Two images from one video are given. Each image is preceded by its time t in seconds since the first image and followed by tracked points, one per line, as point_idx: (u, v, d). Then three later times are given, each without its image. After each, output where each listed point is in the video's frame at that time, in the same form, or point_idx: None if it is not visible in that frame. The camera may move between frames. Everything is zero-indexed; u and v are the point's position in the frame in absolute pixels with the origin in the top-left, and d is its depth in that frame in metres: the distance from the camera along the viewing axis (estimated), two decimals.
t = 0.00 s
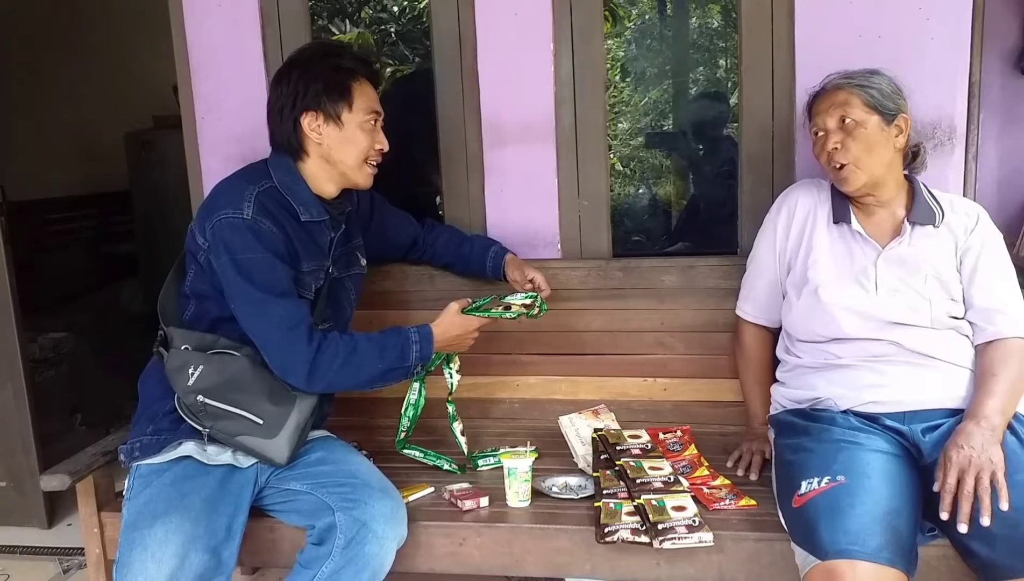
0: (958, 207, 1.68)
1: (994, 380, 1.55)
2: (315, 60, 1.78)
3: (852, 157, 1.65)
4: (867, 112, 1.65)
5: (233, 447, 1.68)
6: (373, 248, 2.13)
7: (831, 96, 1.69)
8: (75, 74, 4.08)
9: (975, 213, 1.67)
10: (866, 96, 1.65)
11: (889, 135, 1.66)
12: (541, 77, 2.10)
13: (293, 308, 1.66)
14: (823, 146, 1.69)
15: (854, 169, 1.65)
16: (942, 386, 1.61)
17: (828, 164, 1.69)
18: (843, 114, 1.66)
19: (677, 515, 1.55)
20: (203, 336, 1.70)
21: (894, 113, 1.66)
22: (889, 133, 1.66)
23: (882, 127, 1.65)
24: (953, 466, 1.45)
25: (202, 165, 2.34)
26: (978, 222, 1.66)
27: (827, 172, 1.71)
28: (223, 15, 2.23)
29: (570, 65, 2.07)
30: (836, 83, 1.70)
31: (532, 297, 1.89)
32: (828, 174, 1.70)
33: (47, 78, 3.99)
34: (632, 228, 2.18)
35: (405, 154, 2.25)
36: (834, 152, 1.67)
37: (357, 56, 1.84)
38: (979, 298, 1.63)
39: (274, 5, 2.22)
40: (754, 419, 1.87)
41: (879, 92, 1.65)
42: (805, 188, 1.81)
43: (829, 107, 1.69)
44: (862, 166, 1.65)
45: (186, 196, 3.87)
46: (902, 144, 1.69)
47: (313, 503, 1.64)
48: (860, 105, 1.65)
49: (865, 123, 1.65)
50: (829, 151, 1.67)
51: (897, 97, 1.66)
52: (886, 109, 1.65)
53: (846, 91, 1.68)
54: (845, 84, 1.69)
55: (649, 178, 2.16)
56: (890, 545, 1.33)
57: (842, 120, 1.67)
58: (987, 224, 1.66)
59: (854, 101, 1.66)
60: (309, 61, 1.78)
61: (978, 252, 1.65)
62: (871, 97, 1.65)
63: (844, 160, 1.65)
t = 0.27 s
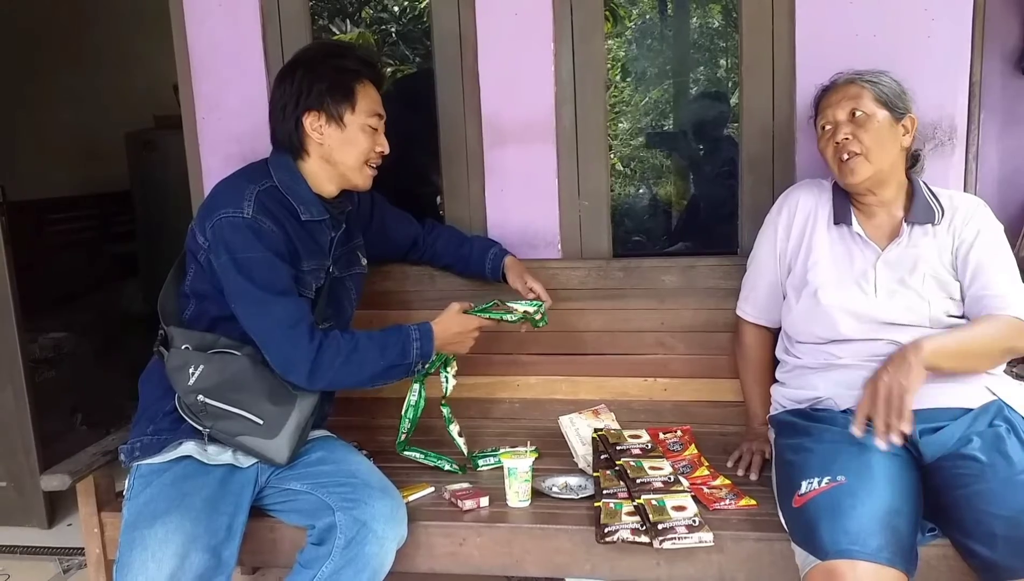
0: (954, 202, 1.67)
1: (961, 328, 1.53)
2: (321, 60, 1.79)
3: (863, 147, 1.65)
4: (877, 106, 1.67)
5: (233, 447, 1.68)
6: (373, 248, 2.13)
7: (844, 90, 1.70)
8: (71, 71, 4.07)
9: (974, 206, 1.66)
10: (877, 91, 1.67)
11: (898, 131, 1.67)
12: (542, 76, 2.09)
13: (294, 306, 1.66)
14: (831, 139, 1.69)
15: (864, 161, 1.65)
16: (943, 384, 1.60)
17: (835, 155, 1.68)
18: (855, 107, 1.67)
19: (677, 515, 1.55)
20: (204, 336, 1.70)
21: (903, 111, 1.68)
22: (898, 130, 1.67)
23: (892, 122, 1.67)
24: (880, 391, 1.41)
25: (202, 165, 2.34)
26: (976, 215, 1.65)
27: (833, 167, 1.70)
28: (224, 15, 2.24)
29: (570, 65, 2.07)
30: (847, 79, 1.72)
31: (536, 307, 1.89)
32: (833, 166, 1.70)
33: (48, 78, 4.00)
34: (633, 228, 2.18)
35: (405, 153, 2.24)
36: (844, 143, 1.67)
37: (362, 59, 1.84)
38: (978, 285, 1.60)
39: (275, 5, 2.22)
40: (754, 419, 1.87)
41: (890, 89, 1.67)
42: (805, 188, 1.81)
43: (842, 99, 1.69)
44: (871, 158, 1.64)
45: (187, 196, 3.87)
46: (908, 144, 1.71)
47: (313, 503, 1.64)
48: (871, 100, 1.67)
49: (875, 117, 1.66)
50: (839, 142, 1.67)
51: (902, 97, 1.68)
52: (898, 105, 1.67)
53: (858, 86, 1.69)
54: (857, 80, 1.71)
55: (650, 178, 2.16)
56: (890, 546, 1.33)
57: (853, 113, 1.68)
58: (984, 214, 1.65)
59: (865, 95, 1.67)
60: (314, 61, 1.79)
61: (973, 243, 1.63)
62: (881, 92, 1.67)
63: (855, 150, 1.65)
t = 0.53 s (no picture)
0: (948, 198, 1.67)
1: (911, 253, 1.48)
2: (356, 70, 1.78)
3: (864, 146, 1.64)
4: (880, 106, 1.66)
5: (233, 447, 1.68)
6: (373, 248, 2.13)
7: (847, 89, 1.70)
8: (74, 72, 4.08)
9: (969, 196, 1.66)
10: (880, 91, 1.67)
11: (899, 133, 1.66)
12: (543, 76, 2.09)
13: (309, 292, 1.67)
14: (833, 136, 1.69)
15: (865, 159, 1.65)
16: (942, 385, 1.60)
17: (837, 154, 1.68)
18: (858, 106, 1.67)
19: (678, 515, 1.55)
20: (206, 334, 1.70)
21: (906, 113, 1.67)
22: (901, 132, 1.66)
23: (896, 123, 1.66)
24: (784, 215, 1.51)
25: (203, 165, 2.34)
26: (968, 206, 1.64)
27: (834, 164, 1.70)
28: (225, 15, 2.24)
29: (571, 65, 2.07)
30: (851, 79, 1.72)
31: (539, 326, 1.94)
32: (835, 164, 1.70)
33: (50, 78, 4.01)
34: (633, 228, 2.18)
35: (404, 153, 2.24)
36: (845, 142, 1.67)
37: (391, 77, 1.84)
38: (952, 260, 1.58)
39: (276, 5, 2.22)
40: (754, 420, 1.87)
41: (893, 88, 1.67)
42: (804, 188, 1.81)
43: (844, 98, 1.69)
44: (872, 157, 1.64)
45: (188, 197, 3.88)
46: (909, 146, 1.69)
47: (313, 503, 1.64)
48: (875, 99, 1.67)
49: (877, 117, 1.65)
50: (840, 140, 1.67)
51: (906, 98, 1.68)
52: (899, 107, 1.66)
53: (862, 85, 1.69)
54: (861, 79, 1.70)
55: (651, 179, 2.16)
56: (891, 546, 1.33)
57: (855, 112, 1.67)
58: (979, 207, 1.64)
59: (868, 95, 1.67)
60: (344, 67, 1.78)
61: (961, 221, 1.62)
62: (886, 92, 1.67)
63: (856, 149, 1.65)
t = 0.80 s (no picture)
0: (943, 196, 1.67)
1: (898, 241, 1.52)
2: (375, 76, 1.78)
3: (854, 154, 1.64)
4: (868, 112, 1.65)
5: (236, 446, 1.67)
6: (374, 248, 2.14)
7: (835, 96, 1.69)
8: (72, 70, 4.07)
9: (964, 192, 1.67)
10: (868, 96, 1.65)
11: (891, 135, 1.65)
12: (543, 76, 2.09)
13: (333, 286, 1.68)
14: (824, 145, 1.69)
15: (857, 167, 1.65)
16: (942, 385, 1.60)
17: (830, 163, 1.68)
18: (846, 113, 1.66)
19: (678, 515, 1.55)
20: (209, 333, 1.70)
21: (895, 115, 1.65)
22: (891, 134, 1.66)
23: (885, 127, 1.65)
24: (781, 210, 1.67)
25: (204, 165, 2.34)
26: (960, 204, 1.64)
27: (827, 171, 1.71)
28: (226, 15, 2.24)
29: (572, 65, 2.07)
30: (837, 84, 1.69)
31: (554, 324, 2.04)
32: (828, 172, 1.70)
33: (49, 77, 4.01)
34: (634, 228, 2.18)
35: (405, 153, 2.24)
36: (836, 150, 1.66)
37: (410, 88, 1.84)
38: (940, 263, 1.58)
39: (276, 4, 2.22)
40: (754, 419, 1.87)
41: (882, 92, 1.65)
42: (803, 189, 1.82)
43: (833, 106, 1.68)
44: (864, 164, 1.64)
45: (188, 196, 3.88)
46: (901, 146, 1.69)
47: (314, 502, 1.64)
48: (863, 105, 1.65)
49: (867, 123, 1.64)
50: (831, 151, 1.67)
51: (895, 100, 1.66)
52: (887, 110, 1.64)
53: (849, 91, 1.67)
54: (848, 84, 1.68)
55: (651, 179, 2.16)
56: (890, 546, 1.33)
57: (844, 119, 1.66)
58: (972, 206, 1.63)
59: (855, 101, 1.66)
60: (367, 73, 1.78)
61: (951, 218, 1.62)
62: (874, 97, 1.65)
63: (846, 158, 1.65)
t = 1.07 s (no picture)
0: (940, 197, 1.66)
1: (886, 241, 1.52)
2: (390, 83, 1.77)
3: (852, 158, 1.64)
4: (864, 117, 1.64)
5: (240, 446, 1.68)
6: (377, 248, 2.14)
7: (831, 101, 1.68)
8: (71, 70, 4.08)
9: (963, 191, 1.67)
10: (865, 100, 1.65)
11: (887, 139, 1.65)
12: (546, 76, 2.10)
13: (340, 290, 1.68)
14: (821, 150, 1.69)
15: (853, 171, 1.65)
16: (944, 386, 1.60)
17: (826, 167, 1.68)
18: (843, 118, 1.65)
19: (681, 515, 1.54)
20: (214, 333, 1.70)
21: (893, 117, 1.65)
22: (888, 137, 1.65)
23: (882, 131, 1.64)
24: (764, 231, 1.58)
25: (207, 165, 2.34)
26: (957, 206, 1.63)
27: (824, 175, 1.71)
28: (229, 15, 2.24)
29: (575, 64, 2.07)
30: (834, 88, 1.69)
31: (544, 323, 2.02)
32: (825, 177, 1.70)
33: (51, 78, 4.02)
34: (636, 228, 2.18)
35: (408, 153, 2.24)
36: (834, 156, 1.66)
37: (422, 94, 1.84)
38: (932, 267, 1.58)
39: (279, 5, 2.21)
40: (757, 419, 1.88)
41: (879, 96, 1.65)
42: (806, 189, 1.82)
43: (830, 111, 1.67)
44: (861, 169, 1.64)
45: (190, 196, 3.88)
46: (899, 148, 1.68)
47: (318, 502, 1.65)
48: (860, 109, 1.64)
49: (865, 128, 1.64)
50: (828, 155, 1.67)
51: (895, 100, 1.66)
52: (883, 114, 1.64)
53: (845, 96, 1.67)
54: (844, 88, 1.68)
55: (653, 178, 2.16)
56: (893, 546, 1.33)
57: (840, 124, 1.65)
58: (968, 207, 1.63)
59: (851, 106, 1.65)
60: (382, 78, 1.77)
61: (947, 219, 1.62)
62: (871, 101, 1.64)
63: (843, 163, 1.65)
